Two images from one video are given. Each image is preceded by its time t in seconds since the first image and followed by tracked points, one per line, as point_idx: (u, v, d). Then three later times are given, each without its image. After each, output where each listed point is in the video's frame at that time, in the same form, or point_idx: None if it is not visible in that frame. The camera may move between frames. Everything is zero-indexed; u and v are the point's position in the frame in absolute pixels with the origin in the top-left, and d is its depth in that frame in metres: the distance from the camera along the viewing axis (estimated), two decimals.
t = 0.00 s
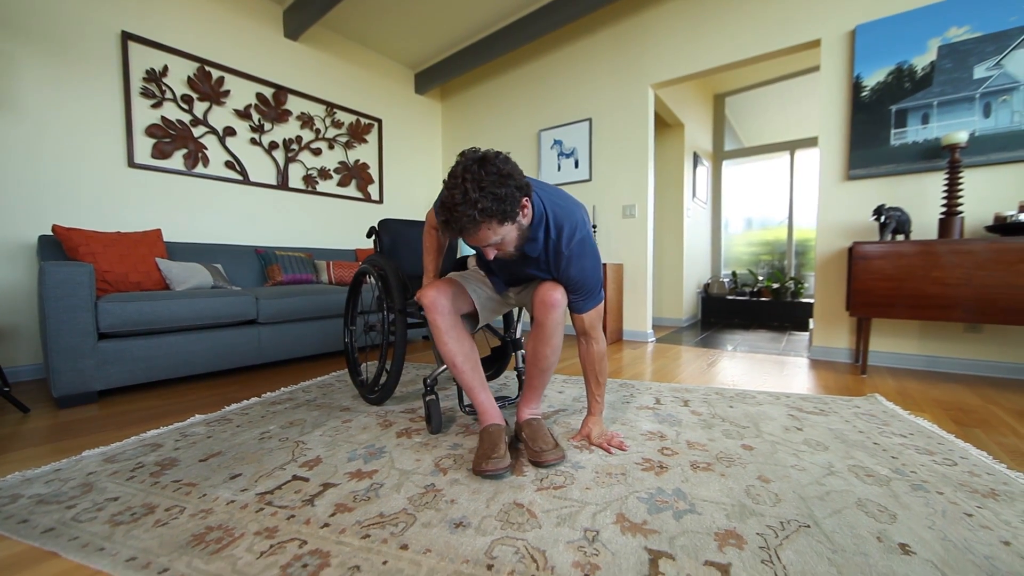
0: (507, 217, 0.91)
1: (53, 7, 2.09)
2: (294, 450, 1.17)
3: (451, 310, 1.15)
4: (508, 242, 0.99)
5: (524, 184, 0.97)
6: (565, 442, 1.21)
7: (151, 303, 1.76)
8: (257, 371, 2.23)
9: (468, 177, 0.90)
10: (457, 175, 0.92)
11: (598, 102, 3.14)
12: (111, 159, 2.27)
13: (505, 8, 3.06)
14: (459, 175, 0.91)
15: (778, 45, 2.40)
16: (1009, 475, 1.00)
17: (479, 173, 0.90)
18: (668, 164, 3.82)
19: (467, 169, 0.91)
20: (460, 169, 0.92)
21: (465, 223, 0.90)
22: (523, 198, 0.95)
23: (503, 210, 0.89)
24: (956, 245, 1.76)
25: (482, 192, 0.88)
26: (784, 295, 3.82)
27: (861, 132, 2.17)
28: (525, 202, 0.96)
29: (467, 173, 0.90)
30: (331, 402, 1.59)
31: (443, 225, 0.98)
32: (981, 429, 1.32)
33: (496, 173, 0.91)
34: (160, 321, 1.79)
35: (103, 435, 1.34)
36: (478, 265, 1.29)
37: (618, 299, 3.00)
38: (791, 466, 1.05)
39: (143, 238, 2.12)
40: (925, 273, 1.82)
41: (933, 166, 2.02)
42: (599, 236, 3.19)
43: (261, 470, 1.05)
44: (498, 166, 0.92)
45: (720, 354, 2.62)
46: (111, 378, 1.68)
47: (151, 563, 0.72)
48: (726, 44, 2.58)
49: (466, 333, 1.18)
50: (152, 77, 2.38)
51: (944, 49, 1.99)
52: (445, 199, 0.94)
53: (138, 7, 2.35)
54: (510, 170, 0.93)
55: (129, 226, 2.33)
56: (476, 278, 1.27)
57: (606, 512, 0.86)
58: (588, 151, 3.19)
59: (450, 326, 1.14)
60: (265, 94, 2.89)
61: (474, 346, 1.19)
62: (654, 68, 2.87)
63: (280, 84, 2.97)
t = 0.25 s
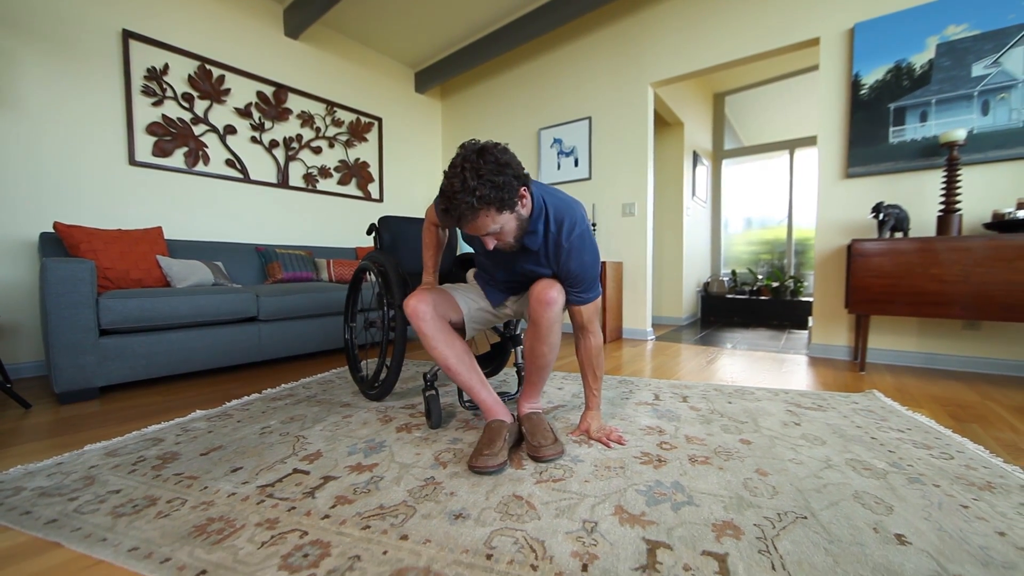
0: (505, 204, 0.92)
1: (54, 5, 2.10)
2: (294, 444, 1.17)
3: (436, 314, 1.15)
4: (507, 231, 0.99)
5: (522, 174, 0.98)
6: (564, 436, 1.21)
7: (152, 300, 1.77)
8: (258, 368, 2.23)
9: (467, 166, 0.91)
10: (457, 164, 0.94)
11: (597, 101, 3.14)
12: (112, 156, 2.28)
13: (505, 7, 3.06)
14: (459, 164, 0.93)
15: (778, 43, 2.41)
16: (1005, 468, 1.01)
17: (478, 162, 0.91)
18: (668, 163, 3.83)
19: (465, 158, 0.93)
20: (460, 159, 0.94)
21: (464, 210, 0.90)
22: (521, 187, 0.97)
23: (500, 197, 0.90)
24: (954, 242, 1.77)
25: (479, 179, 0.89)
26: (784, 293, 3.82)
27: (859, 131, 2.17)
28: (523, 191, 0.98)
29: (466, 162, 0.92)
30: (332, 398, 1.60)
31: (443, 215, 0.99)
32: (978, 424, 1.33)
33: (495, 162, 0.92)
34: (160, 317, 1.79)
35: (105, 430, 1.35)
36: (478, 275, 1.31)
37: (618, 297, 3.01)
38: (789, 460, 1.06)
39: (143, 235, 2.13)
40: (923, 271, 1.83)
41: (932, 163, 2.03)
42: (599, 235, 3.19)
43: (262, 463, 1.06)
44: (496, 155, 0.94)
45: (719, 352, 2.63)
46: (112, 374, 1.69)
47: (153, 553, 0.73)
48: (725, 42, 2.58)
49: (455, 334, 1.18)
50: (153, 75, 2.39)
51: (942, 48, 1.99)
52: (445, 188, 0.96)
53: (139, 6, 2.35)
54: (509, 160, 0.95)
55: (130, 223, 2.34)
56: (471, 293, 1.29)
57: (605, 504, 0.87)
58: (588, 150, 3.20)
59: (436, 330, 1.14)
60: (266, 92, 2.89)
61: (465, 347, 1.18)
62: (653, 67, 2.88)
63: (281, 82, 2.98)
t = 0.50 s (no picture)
0: (487, 200, 0.93)
1: (56, 4, 2.10)
2: (296, 439, 1.18)
3: (434, 311, 1.17)
4: (493, 227, 1.00)
5: (509, 169, 0.98)
6: (564, 432, 1.22)
7: (153, 297, 1.77)
8: (259, 366, 2.24)
9: (451, 161, 0.93)
10: (441, 159, 0.95)
11: (597, 100, 3.15)
12: (114, 155, 2.29)
13: (505, 6, 3.07)
14: (443, 159, 0.95)
15: (777, 42, 2.42)
16: (1003, 463, 1.01)
17: (461, 157, 0.93)
18: (667, 162, 3.84)
19: (450, 152, 0.94)
20: (445, 154, 0.95)
21: (446, 205, 0.92)
22: (507, 183, 0.97)
23: (482, 192, 0.91)
24: (953, 239, 1.78)
25: (462, 174, 0.90)
26: (784, 292, 3.82)
27: (859, 129, 2.18)
28: (509, 187, 0.98)
29: (450, 157, 0.93)
30: (333, 395, 1.61)
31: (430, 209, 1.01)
32: (976, 420, 1.34)
33: (478, 157, 0.93)
34: (161, 315, 1.80)
35: (107, 426, 1.36)
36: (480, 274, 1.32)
37: (618, 296, 3.01)
38: (788, 454, 1.06)
39: (145, 233, 2.13)
40: (922, 268, 1.84)
41: (930, 162, 2.04)
42: (599, 233, 3.20)
43: (264, 458, 1.06)
44: (481, 150, 0.95)
45: (719, 351, 2.63)
46: (114, 371, 1.69)
47: (157, 544, 0.73)
48: (725, 41, 2.59)
49: (455, 330, 1.20)
50: (154, 74, 2.39)
51: (941, 46, 2.00)
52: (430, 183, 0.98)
53: (140, 4, 2.36)
54: (494, 155, 0.95)
55: (131, 221, 2.34)
56: (470, 288, 1.30)
57: (605, 497, 0.87)
58: (588, 148, 3.20)
59: (435, 327, 1.15)
60: (266, 91, 2.90)
61: (465, 342, 1.20)
62: (653, 66, 2.88)
63: (282, 81, 2.99)
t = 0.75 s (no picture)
0: (473, 204, 0.93)
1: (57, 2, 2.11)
2: (297, 433, 1.18)
3: (444, 304, 1.20)
4: (483, 231, 1.00)
5: (498, 172, 0.98)
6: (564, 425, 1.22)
7: (153, 294, 1.78)
8: (259, 363, 2.24)
9: (437, 165, 0.94)
10: (429, 163, 0.97)
11: (597, 99, 3.15)
12: (114, 152, 2.29)
13: (505, 5, 3.08)
14: (431, 163, 0.96)
15: (777, 40, 2.42)
16: (1000, 456, 1.02)
17: (447, 161, 0.94)
18: (667, 161, 3.84)
19: (438, 157, 0.95)
20: (433, 158, 0.97)
21: (431, 209, 0.94)
22: (495, 187, 0.97)
23: (466, 197, 0.92)
24: (951, 236, 1.78)
25: (446, 179, 0.92)
26: (784, 291, 3.82)
27: (858, 127, 2.18)
28: (498, 191, 0.97)
29: (437, 161, 0.95)
30: (333, 391, 1.61)
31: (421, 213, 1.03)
32: (974, 415, 1.34)
33: (465, 161, 0.94)
34: (162, 311, 1.80)
35: (108, 422, 1.36)
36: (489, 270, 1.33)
37: (617, 294, 3.02)
38: (786, 448, 1.07)
39: (145, 230, 2.14)
40: (920, 265, 1.84)
41: (929, 159, 2.04)
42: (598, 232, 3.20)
43: (265, 451, 1.07)
44: (468, 154, 0.95)
45: (718, 348, 2.64)
46: (115, 367, 1.70)
47: (159, 533, 0.74)
48: (725, 40, 2.59)
49: (465, 323, 1.22)
50: (154, 72, 2.40)
51: (940, 44, 2.01)
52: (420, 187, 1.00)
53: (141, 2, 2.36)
54: (482, 158, 0.95)
55: (132, 219, 2.35)
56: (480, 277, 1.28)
57: (604, 488, 0.88)
58: (588, 147, 3.21)
59: (444, 320, 1.19)
60: (267, 90, 2.91)
61: (474, 335, 1.22)
62: (652, 65, 2.89)
63: (282, 80, 2.99)
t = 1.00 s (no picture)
0: (466, 207, 0.95)
1: None
2: (297, 425, 1.19)
3: (453, 295, 1.21)
4: (478, 231, 1.02)
5: (492, 174, 0.98)
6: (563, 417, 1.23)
7: (154, 289, 1.78)
8: (259, 359, 2.25)
9: (430, 169, 0.96)
10: (422, 166, 0.98)
11: (596, 96, 3.16)
12: (114, 149, 2.30)
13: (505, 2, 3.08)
14: (424, 167, 0.98)
15: (775, 37, 2.43)
16: (995, 446, 1.03)
17: (440, 165, 0.95)
18: (666, 159, 3.85)
19: (431, 161, 0.96)
20: (426, 161, 0.98)
21: (426, 213, 0.96)
22: (488, 189, 0.97)
23: (460, 201, 0.93)
24: (948, 231, 1.79)
25: (438, 183, 0.93)
26: (782, 288, 3.83)
27: (855, 124, 2.19)
28: (492, 192, 0.98)
29: (429, 165, 0.96)
30: (333, 385, 1.62)
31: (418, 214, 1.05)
32: (970, 408, 1.35)
33: (457, 164, 0.95)
34: (162, 306, 1.81)
35: (109, 414, 1.37)
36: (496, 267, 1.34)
37: (616, 291, 3.03)
38: (783, 438, 1.08)
39: (145, 226, 2.15)
40: (917, 260, 1.85)
41: (926, 155, 2.05)
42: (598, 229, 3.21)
43: (265, 442, 1.08)
44: (460, 157, 0.96)
45: (717, 345, 2.65)
46: (115, 362, 1.71)
47: (161, 519, 0.75)
48: (723, 37, 2.60)
49: (471, 314, 1.23)
50: (155, 69, 2.41)
51: (938, 41, 2.01)
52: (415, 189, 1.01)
53: None
54: (475, 160, 0.96)
55: (132, 215, 2.35)
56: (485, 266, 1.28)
57: (602, 476, 0.89)
58: (587, 144, 3.21)
59: (452, 311, 1.21)
60: (267, 87, 2.92)
61: (481, 326, 1.23)
62: (651, 62, 2.90)
63: (282, 77, 3.00)
